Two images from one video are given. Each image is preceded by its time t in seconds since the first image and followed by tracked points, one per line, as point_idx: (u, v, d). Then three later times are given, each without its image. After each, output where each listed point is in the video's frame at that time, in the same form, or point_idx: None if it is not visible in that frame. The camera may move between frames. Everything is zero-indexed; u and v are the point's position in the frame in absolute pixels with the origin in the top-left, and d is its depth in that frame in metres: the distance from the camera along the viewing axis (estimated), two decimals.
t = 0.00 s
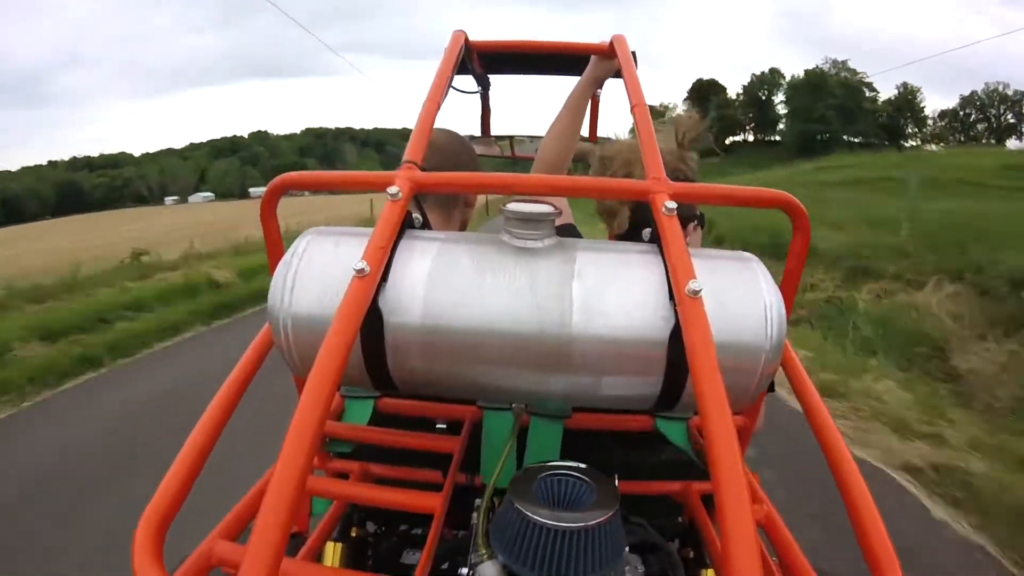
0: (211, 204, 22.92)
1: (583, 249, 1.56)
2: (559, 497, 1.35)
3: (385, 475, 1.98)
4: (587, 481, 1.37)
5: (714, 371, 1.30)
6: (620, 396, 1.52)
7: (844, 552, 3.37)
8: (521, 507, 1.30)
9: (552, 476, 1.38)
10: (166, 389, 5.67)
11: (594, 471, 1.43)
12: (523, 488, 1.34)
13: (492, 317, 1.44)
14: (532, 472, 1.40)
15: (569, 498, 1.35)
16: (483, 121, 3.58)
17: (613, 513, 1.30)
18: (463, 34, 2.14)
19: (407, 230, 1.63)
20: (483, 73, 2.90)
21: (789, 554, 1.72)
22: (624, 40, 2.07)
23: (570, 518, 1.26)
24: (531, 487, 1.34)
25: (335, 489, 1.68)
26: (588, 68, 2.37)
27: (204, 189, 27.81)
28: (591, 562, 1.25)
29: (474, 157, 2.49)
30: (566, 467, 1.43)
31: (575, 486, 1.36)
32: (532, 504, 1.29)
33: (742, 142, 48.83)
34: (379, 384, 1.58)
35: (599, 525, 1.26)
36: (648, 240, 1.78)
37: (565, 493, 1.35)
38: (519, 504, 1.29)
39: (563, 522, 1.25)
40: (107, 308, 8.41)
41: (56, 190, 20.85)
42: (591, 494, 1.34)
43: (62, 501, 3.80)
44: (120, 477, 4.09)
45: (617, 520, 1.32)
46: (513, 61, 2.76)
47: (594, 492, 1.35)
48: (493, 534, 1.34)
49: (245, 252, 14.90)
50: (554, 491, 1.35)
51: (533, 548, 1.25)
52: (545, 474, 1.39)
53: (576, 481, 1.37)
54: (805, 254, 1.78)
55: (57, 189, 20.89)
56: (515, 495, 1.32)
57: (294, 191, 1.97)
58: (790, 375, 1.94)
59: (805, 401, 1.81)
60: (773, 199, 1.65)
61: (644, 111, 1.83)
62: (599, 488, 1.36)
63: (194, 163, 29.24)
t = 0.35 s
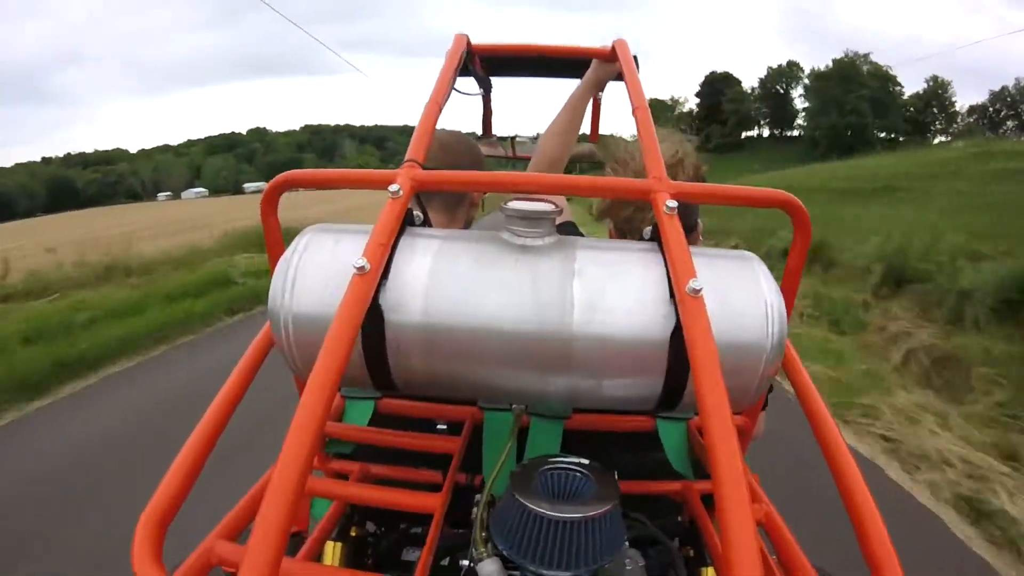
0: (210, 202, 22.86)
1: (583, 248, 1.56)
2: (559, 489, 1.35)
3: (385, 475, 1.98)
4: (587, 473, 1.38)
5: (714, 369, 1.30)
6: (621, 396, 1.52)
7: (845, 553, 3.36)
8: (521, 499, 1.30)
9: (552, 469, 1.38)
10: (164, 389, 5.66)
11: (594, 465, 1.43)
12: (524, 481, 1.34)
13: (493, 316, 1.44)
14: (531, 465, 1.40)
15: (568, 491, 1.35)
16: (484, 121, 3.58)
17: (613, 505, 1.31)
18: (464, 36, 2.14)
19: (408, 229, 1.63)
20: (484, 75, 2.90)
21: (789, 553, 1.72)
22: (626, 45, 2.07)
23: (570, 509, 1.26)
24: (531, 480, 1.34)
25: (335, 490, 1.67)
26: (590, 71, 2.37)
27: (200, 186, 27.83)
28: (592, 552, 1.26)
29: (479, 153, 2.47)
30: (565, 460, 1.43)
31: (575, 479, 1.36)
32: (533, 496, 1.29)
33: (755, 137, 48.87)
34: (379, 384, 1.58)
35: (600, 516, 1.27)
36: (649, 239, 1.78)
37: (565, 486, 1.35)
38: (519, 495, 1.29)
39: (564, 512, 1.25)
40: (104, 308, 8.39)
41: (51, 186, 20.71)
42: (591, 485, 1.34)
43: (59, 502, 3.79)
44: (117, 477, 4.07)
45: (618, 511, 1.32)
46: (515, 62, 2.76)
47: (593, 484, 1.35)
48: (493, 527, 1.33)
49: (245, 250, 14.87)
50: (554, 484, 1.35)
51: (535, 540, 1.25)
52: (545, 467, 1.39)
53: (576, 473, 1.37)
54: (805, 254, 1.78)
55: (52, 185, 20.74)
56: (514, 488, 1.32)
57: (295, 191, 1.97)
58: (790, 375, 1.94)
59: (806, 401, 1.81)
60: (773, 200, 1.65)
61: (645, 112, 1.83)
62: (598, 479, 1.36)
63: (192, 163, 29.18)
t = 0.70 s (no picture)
0: (208, 202, 22.77)
1: (583, 248, 1.56)
2: (558, 483, 1.35)
3: (385, 473, 1.97)
4: (587, 468, 1.38)
5: (714, 368, 1.30)
6: (620, 394, 1.52)
7: (848, 548, 3.34)
8: (521, 493, 1.30)
9: (552, 463, 1.38)
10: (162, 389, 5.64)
11: (594, 460, 1.43)
12: (524, 474, 1.34)
13: (492, 317, 1.44)
14: (532, 460, 1.40)
15: (568, 485, 1.35)
16: (483, 120, 3.58)
17: (613, 499, 1.31)
18: (463, 33, 2.13)
19: (407, 229, 1.63)
20: (484, 73, 2.89)
21: (789, 548, 1.72)
22: (624, 38, 2.07)
23: (570, 502, 1.26)
24: (531, 474, 1.34)
25: (336, 488, 1.67)
26: (590, 68, 2.37)
27: (196, 185, 27.73)
28: (591, 546, 1.26)
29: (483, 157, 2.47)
30: (565, 455, 1.43)
31: (575, 473, 1.37)
32: (533, 490, 1.29)
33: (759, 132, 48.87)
34: (379, 383, 1.58)
35: (600, 510, 1.27)
36: (649, 238, 1.78)
37: (565, 480, 1.35)
38: (519, 489, 1.29)
39: (564, 505, 1.25)
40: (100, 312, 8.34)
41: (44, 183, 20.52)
42: (591, 480, 1.34)
43: (56, 503, 3.77)
44: (114, 479, 4.05)
45: (618, 505, 1.32)
46: (515, 60, 2.76)
47: (593, 478, 1.35)
48: (494, 522, 1.34)
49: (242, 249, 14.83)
50: (555, 478, 1.35)
51: (535, 534, 1.26)
52: (545, 462, 1.39)
53: (576, 467, 1.37)
54: (805, 252, 1.77)
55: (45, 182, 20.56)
56: (515, 482, 1.32)
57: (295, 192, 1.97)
58: (790, 372, 1.94)
59: (806, 399, 1.81)
60: (772, 197, 1.65)
61: (644, 110, 1.83)
62: (599, 473, 1.36)
63: (189, 162, 29.09)
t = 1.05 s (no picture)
0: (206, 202, 22.82)
1: (583, 245, 1.56)
2: (559, 481, 1.34)
3: (386, 474, 1.97)
4: (589, 466, 1.37)
5: (714, 366, 1.29)
6: (620, 392, 1.52)
7: (845, 548, 3.35)
8: (523, 491, 1.30)
9: (553, 461, 1.38)
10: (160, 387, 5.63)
11: (595, 458, 1.43)
12: (526, 473, 1.34)
13: (492, 314, 1.43)
14: (533, 458, 1.40)
15: (569, 483, 1.34)
16: (482, 118, 3.57)
17: (614, 496, 1.30)
18: (462, 32, 2.13)
19: (407, 227, 1.63)
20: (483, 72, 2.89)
21: (789, 548, 1.72)
22: (624, 38, 2.07)
23: (571, 500, 1.26)
24: (532, 472, 1.34)
25: (336, 488, 1.67)
26: (590, 67, 2.37)
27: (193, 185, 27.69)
28: (592, 544, 1.25)
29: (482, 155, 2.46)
30: (566, 454, 1.43)
31: (576, 471, 1.36)
32: (534, 488, 1.29)
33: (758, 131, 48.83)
34: (379, 382, 1.57)
35: (601, 508, 1.26)
36: (649, 236, 1.77)
37: (566, 479, 1.35)
38: (520, 487, 1.29)
39: (565, 503, 1.25)
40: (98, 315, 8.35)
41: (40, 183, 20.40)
42: (592, 478, 1.34)
43: (55, 501, 3.76)
44: (112, 477, 4.05)
45: (620, 504, 1.32)
46: (513, 58, 2.75)
47: (595, 476, 1.35)
48: (495, 522, 1.33)
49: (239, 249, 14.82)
50: (555, 476, 1.35)
51: (536, 531, 1.25)
52: (547, 460, 1.39)
53: (578, 465, 1.37)
54: (805, 250, 1.77)
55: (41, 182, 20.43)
56: (515, 480, 1.32)
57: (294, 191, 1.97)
58: (790, 372, 1.93)
59: (806, 398, 1.80)
60: (773, 195, 1.65)
61: (644, 108, 1.83)
62: (600, 471, 1.36)
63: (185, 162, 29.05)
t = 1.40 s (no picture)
0: (203, 210, 22.82)
1: (582, 250, 1.56)
2: (558, 484, 1.35)
3: (384, 479, 1.97)
4: (588, 470, 1.38)
5: (713, 371, 1.30)
6: (619, 397, 1.52)
7: (844, 554, 3.35)
8: (521, 494, 1.30)
9: (553, 465, 1.39)
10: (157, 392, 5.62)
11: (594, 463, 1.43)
12: (525, 476, 1.34)
13: (492, 319, 1.44)
14: (532, 462, 1.40)
15: (568, 487, 1.35)
16: (482, 124, 3.59)
17: (612, 500, 1.31)
18: (462, 36, 2.14)
19: (407, 231, 1.63)
20: (483, 76, 2.90)
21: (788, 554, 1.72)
22: (623, 42, 2.08)
23: (569, 502, 1.26)
24: (531, 476, 1.34)
25: (335, 492, 1.67)
26: (590, 72, 2.38)
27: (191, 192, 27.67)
28: (590, 546, 1.25)
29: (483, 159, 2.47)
30: (565, 458, 1.44)
31: (575, 475, 1.37)
32: (533, 491, 1.30)
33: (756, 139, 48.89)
34: (379, 386, 1.58)
35: (599, 511, 1.27)
36: (648, 241, 1.79)
37: (565, 482, 1.35)
38: (519, 491, 1.29)
39: (563, 505, 1.25)
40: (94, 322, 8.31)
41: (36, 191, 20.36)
42: (590, 482, 1.34)
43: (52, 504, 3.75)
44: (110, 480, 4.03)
45: (618, 508, 1.32)
46: (513, 62, 2.77)
47: (594, 480, 1.35)
48: (494, 525, 1.33)
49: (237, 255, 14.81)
50: (554, 479, 1.35)
51: (535, 534, 1.26)
52: (546, 464, 1.39)
53: (577, 470, 1.38)
54: (803, 255, 1.78)
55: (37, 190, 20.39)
56: (514, 483, 1.32)
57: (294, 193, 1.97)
58: (789, 379, 1.94)
59: (805, 404, 1.81)
60: (772, 200, 1.65)
61: (644, 113, 1.83)
62: (599, 475, 1.36)
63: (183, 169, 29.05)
